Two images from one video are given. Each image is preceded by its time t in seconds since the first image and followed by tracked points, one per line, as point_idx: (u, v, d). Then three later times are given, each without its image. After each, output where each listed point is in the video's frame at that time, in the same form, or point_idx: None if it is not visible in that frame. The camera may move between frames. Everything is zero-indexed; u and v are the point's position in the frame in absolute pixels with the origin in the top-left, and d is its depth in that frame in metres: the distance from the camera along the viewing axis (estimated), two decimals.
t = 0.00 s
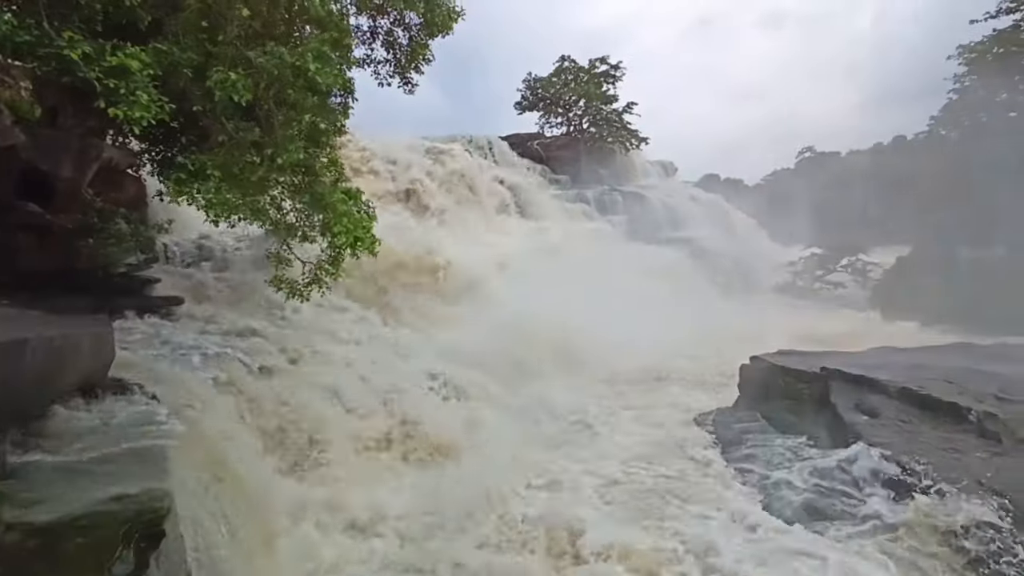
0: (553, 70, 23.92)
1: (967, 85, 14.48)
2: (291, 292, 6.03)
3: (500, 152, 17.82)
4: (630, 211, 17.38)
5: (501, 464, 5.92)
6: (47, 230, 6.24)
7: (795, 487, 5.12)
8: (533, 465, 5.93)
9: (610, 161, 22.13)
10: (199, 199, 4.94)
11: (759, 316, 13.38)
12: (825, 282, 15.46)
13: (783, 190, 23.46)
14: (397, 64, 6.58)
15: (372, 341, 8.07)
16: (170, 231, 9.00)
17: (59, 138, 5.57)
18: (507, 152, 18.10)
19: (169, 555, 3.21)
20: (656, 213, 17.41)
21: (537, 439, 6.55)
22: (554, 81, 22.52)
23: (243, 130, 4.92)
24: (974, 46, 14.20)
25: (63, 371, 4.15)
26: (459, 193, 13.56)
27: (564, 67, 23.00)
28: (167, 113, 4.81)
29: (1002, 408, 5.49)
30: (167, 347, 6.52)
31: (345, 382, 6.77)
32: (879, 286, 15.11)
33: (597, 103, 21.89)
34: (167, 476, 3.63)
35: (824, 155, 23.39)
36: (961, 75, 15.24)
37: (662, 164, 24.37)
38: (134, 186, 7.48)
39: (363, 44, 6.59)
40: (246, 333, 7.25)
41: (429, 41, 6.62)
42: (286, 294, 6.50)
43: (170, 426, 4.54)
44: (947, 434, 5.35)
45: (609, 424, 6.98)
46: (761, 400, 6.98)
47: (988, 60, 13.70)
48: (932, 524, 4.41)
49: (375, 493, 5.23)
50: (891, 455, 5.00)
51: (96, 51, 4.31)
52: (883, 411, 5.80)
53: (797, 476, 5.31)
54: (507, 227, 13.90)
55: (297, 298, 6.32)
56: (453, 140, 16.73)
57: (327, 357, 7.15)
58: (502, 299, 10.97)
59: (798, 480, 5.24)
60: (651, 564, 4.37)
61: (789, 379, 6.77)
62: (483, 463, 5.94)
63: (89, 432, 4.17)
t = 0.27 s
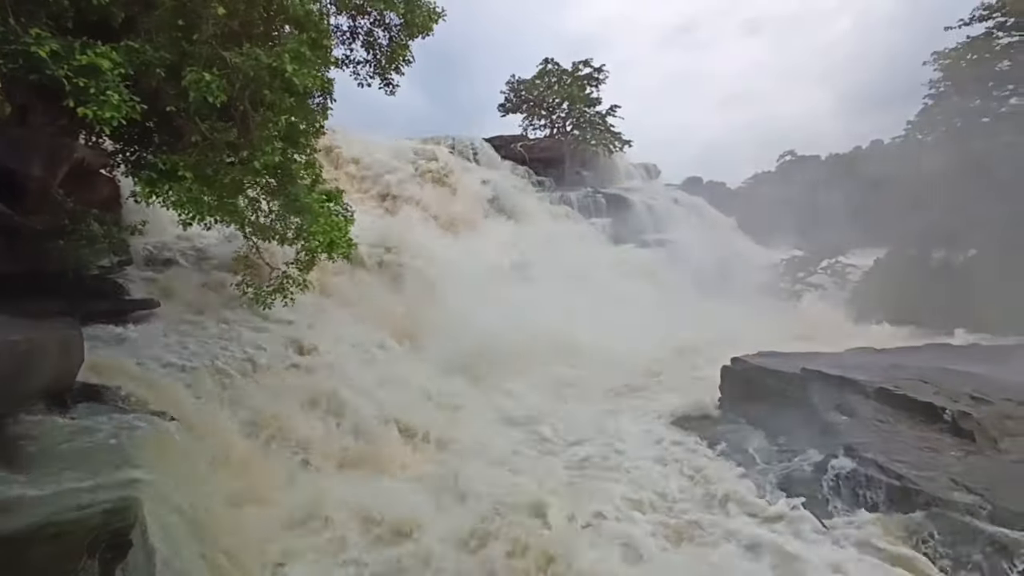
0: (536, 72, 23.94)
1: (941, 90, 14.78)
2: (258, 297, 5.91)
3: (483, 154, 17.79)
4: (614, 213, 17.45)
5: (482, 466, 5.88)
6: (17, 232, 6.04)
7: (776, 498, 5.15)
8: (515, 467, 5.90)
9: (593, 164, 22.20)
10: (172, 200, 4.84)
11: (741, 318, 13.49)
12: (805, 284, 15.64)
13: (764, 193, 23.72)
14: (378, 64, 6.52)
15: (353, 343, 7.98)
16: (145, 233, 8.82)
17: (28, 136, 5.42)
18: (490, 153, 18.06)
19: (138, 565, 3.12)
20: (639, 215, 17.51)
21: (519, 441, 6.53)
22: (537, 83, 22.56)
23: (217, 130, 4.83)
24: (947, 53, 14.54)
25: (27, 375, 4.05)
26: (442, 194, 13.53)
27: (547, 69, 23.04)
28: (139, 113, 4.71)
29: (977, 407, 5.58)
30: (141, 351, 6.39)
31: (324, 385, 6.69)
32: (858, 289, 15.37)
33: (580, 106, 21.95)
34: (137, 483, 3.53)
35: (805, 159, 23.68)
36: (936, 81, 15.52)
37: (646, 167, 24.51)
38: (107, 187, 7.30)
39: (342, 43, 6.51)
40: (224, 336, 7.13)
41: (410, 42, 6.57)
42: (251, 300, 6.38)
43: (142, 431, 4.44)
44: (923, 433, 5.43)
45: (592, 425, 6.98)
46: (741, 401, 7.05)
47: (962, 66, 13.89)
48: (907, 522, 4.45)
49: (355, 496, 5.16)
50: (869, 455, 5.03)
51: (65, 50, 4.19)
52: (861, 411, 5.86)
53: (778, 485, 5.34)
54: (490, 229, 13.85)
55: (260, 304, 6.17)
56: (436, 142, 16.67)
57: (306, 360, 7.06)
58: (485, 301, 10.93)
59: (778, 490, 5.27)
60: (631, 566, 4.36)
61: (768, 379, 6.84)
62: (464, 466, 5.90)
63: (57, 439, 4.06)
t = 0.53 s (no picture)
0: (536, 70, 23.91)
1: (944, 85, 14.76)
2: (256, 297, 5.90)
3: (484, 152, 17.77)
4: (615, 210, 17.43)
5: (483, 464, 5.88)
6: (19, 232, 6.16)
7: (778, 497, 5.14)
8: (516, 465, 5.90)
9: (594, 161, 22.17)
10: (171, 200, 4.84)
11: (743, 315, 13.48)
12: (807, 281, 15.60)
13: (766, 190, 23.66)
14: (376, 62, 6.51)
15: (353, 342, 7.98)
16: (145, 233, 8.82)
17: (27, 137, 5.40)
18: (491, 151, 18.04)
19: (139, 563, 3.12)
20: (640, 212, 17.49)
21: (520, 438, 6.52)
22: (537, 81, 22.53)
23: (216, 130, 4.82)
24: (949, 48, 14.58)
25: (28, 374, 4.06)
26: (443, 192, 13.53)
27: (548, 67, 23.01)
28: (137, 113, 4.70)
29: (979, 403, 5.56)
30: (142, 351, 6.38)
31: (325, 384, 6.69)
32: (861, 286, 15.35)
33: (580, 103, 21.96)
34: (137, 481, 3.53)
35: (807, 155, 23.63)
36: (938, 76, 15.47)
37: (647, 164, 24.48)
38: (108, 187, 7.32)
39: (340, 42, 6.50)
40: (224, 335, 7.13)
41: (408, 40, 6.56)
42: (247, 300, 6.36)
43: (142, 430, 4.43)
44: (925, 429, 5.41)
45: (593, 422, 6.97)
46: (743, 398, 7.04)
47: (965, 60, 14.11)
48: (910, 518, 4.43)
49: (356, 494, 5.16)
50: (870, 451, 5.01)
51: (62, 50, 4.19)
52: (863, 406, 5.84)
53: (779, 485, 5.32)
54: (490, 228, 13.85)
55: (255, 305, 6.15)
56: (437, 140, 16.65)
57: (307, 359, 7.06)
58: (487, 300, 10.92)
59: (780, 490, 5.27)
60: (633, 563, 4.35)
61: (770, 376, 6.83)
62: (466, 464, 5.89)
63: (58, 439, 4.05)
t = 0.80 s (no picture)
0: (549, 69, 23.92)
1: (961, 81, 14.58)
2: (279, 292, 6.02)
3: (496, 151, 17.82)
4: (627, 208, 17.40)
5: (498, 461, 5.94)
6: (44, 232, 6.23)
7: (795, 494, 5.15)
8: (530, 462, 5.95)
9: (606, 160, 22.14)
10: (192, 201, 4.94)
11: (757, 314, 13.42)
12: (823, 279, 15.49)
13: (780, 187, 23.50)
14: (389, 63, 6.59)
15: (369, 340, 8.07)
16: (166, 233, 8.97)
17: (53, 140, 5.49)
18: (503, 150, 18.08)
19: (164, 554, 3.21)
20: (653, 211, 17.45)
21: (534, 436, 6.57)
22: (550, 80, 22.53)
23: (235, 132, 4.92)
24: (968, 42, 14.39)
25: (58, 370, 4.17)
26: (457, 192, 13.60)
27: (560, 66, 23.02)
28: (159, 116, 4.81)
29: (997, 401, 5.51)
30: (164, 349, 6.50)
31: (343, 381, 6.78)
32: (878, 284, 15.24)
33: (593, 101, 22.01)
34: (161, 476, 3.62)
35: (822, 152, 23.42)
36: (955, 71, 15.25)
37: (660, 162, 24.39)
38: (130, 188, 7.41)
39: (355, 44, 6.58)
40: (244, 334, 7.24)
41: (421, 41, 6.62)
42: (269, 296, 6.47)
43: (165, 426, 4.54)
44: (942, 428, 5.38)
45: (607, 420, 7.01)
46: (757, 396, 7.04)
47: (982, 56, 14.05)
48: (925, 517, 4.42)
49: (373, 491, 5.23)
50: (885, 449, 5.00)
51: (87, 55, 4.29)
52: (878, 405, 5.82)
53: (795, 484, 5.30)
54: (504, 227, 13.90)
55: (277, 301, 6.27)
56: (450, 140, 16.72)
57: (324, 358, 7.15)
58: (500, 299, 10.98)
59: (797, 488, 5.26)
60: (646, 561, 4.38)
61: (784, 375, 6.82)
62: (480, 461, 5.95)
63: (85, 435, 4.17)
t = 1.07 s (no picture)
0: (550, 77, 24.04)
1: (962, 86, 14.61)
2: (287, 299, 6.07)
3: (499, 159, 17.89)
4: (629, 215, 17.44)
5: (502, 468, 5.94)
6: (50, 242, 6.31)
7: (799, 500, 5.14)
8: (534, 469, 5.95)
9: (608, 167, 22.20)
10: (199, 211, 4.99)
11: (760, 320, 13.43)
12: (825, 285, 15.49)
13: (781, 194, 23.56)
14: (391, 73, 6.65)
15: (373, 347, 8.10)
16: (171, 242, 9.01)
17: (60, 150, 5.52)
18: (506, 158, 18.15)
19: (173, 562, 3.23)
20: (656, 218, 17.48)
21: (537, 443, 6.58)
22: (551, 88, 22.66)
23: (240, 142, 4.97)
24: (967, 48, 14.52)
25: (67, 380, 4.20)
26: (459, 199, 13.65)
27: (562, 73, 23.13)
28: (166, 127, 4.86)
29: (1002, 407, 5.51)
30: (169, 358, 6.53)
31: (347, 389, 6.80)
32: (880, 290, 15.26)
33: (594, 108, 22.37)
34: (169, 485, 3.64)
35: (822, 158, 23.50)
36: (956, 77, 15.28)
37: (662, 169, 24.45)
38: (138, 197, 7.38)
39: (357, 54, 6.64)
40: (248, 342, 7.27)
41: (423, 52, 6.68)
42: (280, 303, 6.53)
43: (172, 436, 4.57)
44: (947, 434, 5.37)
45: (610, 427, 7.01)
46: (761, 403, 7.04)
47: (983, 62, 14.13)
48: (931, 523, 4.41)
49: (378, 499, 5.25)
50: (890, 456, 4.99)
51: (95, 68, 4.35)
52: (883, 411, 5.82)
53: (800, 490, 5.29)
54: (507, 234, 13.94)
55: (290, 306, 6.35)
56: (452, 148, 16.79)
57: (328, 365, 7.17)
58: (503, 306, 11.00)
59: (802, 493, 5.25)
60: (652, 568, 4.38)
61: (788, 381, 6.82)
62: (485, 468, 5.96)
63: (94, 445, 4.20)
